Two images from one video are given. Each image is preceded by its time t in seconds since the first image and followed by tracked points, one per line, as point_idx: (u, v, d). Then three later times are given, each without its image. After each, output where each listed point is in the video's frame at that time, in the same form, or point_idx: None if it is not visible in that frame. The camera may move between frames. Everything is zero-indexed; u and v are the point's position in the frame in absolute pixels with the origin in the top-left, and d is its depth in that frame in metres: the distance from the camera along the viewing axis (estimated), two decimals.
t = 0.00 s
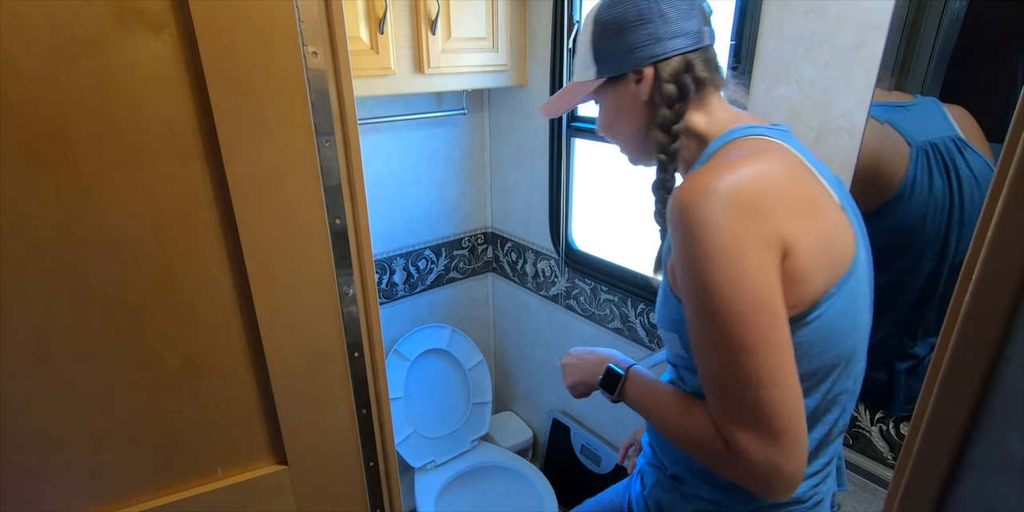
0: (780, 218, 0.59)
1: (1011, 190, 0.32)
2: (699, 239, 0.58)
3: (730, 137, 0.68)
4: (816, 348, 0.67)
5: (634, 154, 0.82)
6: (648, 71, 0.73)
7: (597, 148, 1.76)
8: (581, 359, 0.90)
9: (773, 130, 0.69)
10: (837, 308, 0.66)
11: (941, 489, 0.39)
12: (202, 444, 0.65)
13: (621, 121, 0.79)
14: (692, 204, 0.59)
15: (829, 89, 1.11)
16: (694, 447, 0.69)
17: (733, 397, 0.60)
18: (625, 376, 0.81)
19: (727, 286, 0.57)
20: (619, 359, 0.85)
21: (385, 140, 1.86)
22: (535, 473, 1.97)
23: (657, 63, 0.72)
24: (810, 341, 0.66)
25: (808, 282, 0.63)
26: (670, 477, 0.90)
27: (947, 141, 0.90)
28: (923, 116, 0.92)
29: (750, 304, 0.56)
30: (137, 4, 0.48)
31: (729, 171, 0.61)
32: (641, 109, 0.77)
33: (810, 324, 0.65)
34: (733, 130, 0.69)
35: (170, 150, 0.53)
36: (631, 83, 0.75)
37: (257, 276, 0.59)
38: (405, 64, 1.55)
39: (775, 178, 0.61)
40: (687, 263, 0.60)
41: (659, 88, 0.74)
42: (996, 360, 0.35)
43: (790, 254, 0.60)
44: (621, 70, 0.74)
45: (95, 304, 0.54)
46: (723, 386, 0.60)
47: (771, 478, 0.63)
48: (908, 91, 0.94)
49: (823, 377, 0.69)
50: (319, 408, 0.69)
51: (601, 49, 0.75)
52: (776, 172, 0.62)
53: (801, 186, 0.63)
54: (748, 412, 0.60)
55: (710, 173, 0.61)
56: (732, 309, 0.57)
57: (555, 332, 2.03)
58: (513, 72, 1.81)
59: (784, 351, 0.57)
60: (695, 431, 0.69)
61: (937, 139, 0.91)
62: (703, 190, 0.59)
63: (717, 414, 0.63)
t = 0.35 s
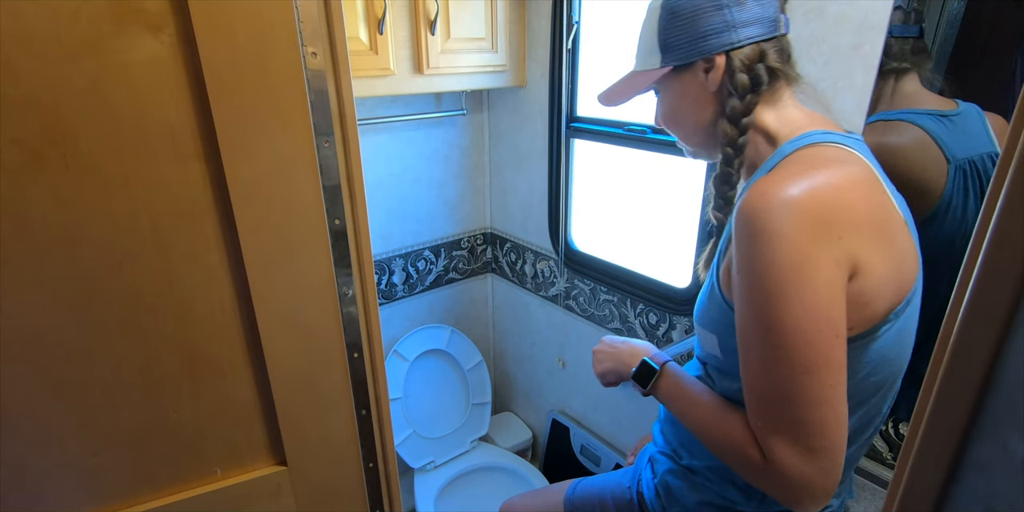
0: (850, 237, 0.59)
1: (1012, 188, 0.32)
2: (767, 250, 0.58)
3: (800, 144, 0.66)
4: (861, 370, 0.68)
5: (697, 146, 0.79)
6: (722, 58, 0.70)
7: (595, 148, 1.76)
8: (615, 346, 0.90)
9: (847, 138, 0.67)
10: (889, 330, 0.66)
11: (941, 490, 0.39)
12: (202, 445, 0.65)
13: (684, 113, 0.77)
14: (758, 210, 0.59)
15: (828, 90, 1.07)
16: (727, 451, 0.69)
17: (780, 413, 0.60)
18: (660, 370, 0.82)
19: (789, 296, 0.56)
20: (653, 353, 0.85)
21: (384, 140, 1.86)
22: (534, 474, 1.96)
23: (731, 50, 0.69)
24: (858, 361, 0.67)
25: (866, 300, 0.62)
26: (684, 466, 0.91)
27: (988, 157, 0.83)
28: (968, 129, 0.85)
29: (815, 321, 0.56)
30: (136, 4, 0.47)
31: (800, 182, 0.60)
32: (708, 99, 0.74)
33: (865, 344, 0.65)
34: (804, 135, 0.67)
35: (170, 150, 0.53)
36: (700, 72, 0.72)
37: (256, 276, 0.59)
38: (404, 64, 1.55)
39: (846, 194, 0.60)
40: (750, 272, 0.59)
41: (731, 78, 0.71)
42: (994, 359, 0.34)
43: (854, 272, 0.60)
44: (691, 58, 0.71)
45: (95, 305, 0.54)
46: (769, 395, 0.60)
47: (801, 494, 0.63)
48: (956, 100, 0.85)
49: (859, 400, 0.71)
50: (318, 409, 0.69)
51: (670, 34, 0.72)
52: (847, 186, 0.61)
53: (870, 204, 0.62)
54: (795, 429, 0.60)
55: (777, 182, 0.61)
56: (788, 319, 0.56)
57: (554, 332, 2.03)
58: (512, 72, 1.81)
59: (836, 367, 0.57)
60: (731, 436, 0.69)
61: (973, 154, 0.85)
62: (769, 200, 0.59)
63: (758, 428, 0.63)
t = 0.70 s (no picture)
0: (870, 243, 0.58)
1: (1011, 191, 0.32)
2: (784, 251, 0.57)
3: (823, 144, 0.65)
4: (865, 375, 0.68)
5: (722, 138, 0.78)
6: (758, 47, 0.69)
7: (594, 147, 1.76)
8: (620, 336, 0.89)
9: (871, 142, 0.66)
10: (900, 335, 0.66)
11: (940, 493, 0.38)
12: (198, 447, 0.65)
13: (711, 103, 0.75)
14: (776, 207, 0.59)
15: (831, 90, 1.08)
16: (726, 450, 0.69)
17: (785, 418, 0.60)
18: (662, 364, 0.81)
19: (803, 296, 0.56)
20: (656, 346, 0.84)
21: (382, 140, 1.86)
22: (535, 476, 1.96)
23: (769, 38, 0.68)
24: (867, 364, 0.67)
25: (878, 308, 0.62)
26: (679, 463, 0.91)
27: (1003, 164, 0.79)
28: (983, 133, 0.82)
29: (829, 326, 0.56)
30: (130, 3, 0.47)
31: (820, 183, 0.59)
32: (737, 90, 0.73)
33: (875, 347, 0.65)
34: (827, 136, 0.66)
35: (165, 150, 0.52)
36: (732, 60, 0.71)
37: (252, 277, 0.59)
38: (402, 64, 1.55)
39: (870, 198, 0.59)
40: (764, 273, 0.59)
41: (764, 67, 0.70)
42: (993, 363, 0.34)
43: (871, 277, 0.59)
44: (726, 44, 0.70)
45: (89, 306, 0.54)
46: (773, 395, 0.60)
47: (798, 499, 0.63)
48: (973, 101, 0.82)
49: (864, 405, 0.71)
50: (315, 411, 0.68)
51: (702, 19, 0.71)
52: (871, 189, 0.60)
53: (894, 209, 0.61)
54: (799, 434, 0.59)
55: (795, 182, 0.60)
56: (801, 320, 0.56)
57: (553, 332, 2.02)
58: (510, 71, 1.81)
59: (845, 373, 0.57)
60: (732, 436, 0.68)
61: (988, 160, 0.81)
62: (787, 200, 0.58)
63: (762, 431, 0.63)
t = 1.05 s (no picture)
0: (885, 257, 0.58)
1: (1003, 202, 0.30)
2: (799, 263, 0.57)
3: (839, 151, 0.64)
4: (871, 390, 0.69)
5: (731, 143, 0.78)
6: (771, 52, 0.69)
7: (592, 149, 1.75)
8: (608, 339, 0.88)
9: (888, 150, 0.65)
10: (906, 352, 0.67)
11: (937, 501, 0.37)
12: (192, 450, 0.64)
13: (722, 110, 0.75)
14: (789, 216, 0.58)
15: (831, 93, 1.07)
16: (725, 458, 0.68)
17: (791, 432, 0.60)
18: (658, 370, 0.77)
19: (815, 309, 0.56)
20: (651, 353, 0.81)
21: (380, 142, 1.86)
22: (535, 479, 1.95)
23: (782, 42, 0.68)
24: (874, 373, 0.67)
25: (890, 324, 0.62)
26: (674, 469, 0.90)
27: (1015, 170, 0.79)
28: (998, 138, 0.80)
29: (842, 343, 0.55)
30: (123, 5, 0.47)
31: (836, 192, 0.59)
32: (749, 96, 0.73)
33: (879, 363, 0.66)
34: (844, 142, 0.65)
35: (158, 153, 0.52)
36: (743, 65, 0.71)
37: (247, 279, 0.59)
38: (400, 65, 1.55)
39: (887, 210, 0.59)
40: (776, 284, 0.58)
41: (777, 73, 0.69)
42: (986, 379, 0.33)
43: (885, 292, 0.59)
44: (738, 49, 0.69)
45: (82, 309, 0.53)
46: (780, 407, 0.60)
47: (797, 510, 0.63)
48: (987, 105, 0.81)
49: (868, 415, 0.72)
50: (311, 414, 0.68)
51: (713, 24, 0.70)
52: (888, 200, 0.59)
53: (910, 222, 0.60)
54: (805, 448, 0.59)
55: (810, 192, 0.60)
56: (812, 332, 0.56)
57: (551, 334, 2.02)
58: (508, 73, 1.81)
59: (854, 390, 0.57)
60: (732, 444, 0.68)
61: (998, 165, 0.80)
62: (803, 210, 0.58)
63: (765, 442, 0.63)
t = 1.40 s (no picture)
0: (894, 262, 0.57)
1: (999, 203, 0.30)
2: (808, 270, 0.56)
3: (843, 153, 0.64)
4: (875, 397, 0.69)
5: (734, 142, 0.77)
6: (777, 49, 0.68)
7: (589, 150, 1.75)
8: (599, 355, 0.82)
9: (891, 151, 0.65)
10: (910, 357, 0.67)
11: (932, 505, 0.37)
12: (187, 454, 0.64)
13: (724, 110, 0.74)
14: (796, 224, 0.58)
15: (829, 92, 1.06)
16: (732, 467, 0.68)
17: (802, 439, 0.59)
18: (659, 386, 0.76)
19: (826, 319, 0.55)
20: (648, 367, 0.79)
21: (377, 143, 1.85)
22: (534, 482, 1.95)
23: (788, 40, 0.68)
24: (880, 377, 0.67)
25: (900, 329, 0.62)
26: (667, 477, 0.90)
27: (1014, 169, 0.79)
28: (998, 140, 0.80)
29: (853, 351, 0.55)
30: (115, 7, 0.47)
31: (842, 197, 0.58)
32: (753, 95, 0.72)
33: (888, 366, 0.66)
34: (847, 144, 0.65)
35: (152, 155, 0.52)
36: (748, 63, 0.70)
37: (241, 281, 0.58)
38: (397, 66, 1.55)
39: (894, 214, 0.58)
40: (785, 291, 0.58)
41: (783, 71, 0.69)
42: (982, 383, 0.33)
43: (893, 297, 0.59)
44: (743, 46, 0.69)
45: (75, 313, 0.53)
46: (790, 417, 0.60)
47: None
48: (991, 105, 0.80)
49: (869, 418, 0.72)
50: (306, 417, 0.68)
51: (717, 21, 0.70)
52: (896, 207, 0.59)
53: (917, 227, 0.60)
54: (816, 455, 0.59)
55: (816, 197, 0.59)
56: (823, 343, 0.56)
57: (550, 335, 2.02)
58: (506, 73, 1.81)
59: (864, 396, 0.57)
60: (739, 450, 0.68)
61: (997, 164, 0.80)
62: (810, 216, 0.58)
63: (775, 449, 0.63)
